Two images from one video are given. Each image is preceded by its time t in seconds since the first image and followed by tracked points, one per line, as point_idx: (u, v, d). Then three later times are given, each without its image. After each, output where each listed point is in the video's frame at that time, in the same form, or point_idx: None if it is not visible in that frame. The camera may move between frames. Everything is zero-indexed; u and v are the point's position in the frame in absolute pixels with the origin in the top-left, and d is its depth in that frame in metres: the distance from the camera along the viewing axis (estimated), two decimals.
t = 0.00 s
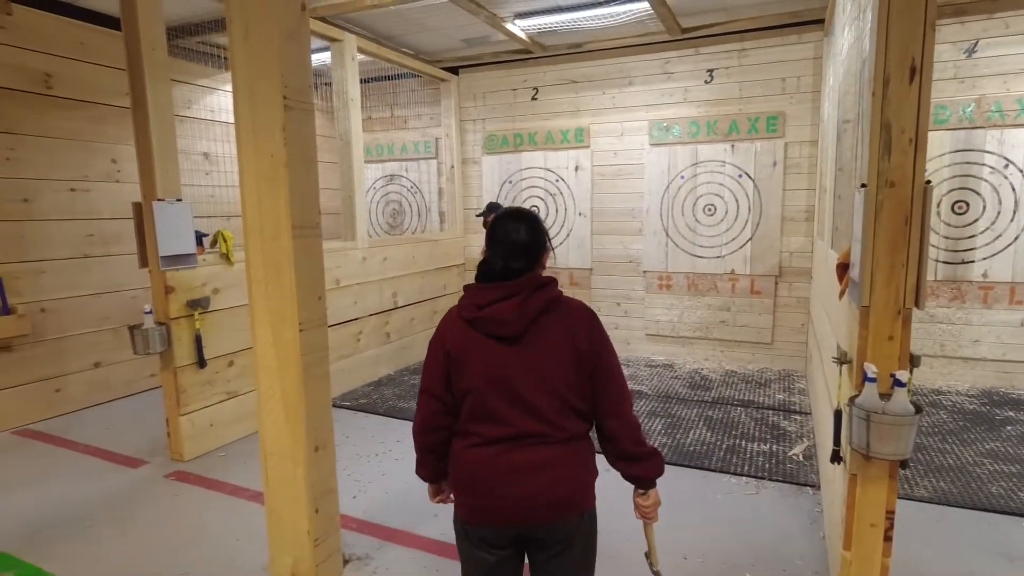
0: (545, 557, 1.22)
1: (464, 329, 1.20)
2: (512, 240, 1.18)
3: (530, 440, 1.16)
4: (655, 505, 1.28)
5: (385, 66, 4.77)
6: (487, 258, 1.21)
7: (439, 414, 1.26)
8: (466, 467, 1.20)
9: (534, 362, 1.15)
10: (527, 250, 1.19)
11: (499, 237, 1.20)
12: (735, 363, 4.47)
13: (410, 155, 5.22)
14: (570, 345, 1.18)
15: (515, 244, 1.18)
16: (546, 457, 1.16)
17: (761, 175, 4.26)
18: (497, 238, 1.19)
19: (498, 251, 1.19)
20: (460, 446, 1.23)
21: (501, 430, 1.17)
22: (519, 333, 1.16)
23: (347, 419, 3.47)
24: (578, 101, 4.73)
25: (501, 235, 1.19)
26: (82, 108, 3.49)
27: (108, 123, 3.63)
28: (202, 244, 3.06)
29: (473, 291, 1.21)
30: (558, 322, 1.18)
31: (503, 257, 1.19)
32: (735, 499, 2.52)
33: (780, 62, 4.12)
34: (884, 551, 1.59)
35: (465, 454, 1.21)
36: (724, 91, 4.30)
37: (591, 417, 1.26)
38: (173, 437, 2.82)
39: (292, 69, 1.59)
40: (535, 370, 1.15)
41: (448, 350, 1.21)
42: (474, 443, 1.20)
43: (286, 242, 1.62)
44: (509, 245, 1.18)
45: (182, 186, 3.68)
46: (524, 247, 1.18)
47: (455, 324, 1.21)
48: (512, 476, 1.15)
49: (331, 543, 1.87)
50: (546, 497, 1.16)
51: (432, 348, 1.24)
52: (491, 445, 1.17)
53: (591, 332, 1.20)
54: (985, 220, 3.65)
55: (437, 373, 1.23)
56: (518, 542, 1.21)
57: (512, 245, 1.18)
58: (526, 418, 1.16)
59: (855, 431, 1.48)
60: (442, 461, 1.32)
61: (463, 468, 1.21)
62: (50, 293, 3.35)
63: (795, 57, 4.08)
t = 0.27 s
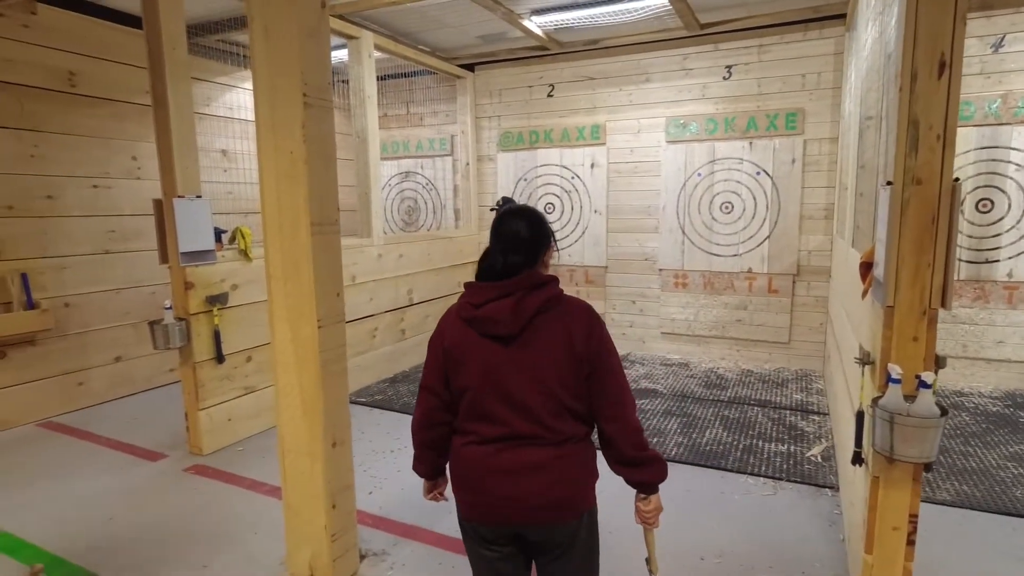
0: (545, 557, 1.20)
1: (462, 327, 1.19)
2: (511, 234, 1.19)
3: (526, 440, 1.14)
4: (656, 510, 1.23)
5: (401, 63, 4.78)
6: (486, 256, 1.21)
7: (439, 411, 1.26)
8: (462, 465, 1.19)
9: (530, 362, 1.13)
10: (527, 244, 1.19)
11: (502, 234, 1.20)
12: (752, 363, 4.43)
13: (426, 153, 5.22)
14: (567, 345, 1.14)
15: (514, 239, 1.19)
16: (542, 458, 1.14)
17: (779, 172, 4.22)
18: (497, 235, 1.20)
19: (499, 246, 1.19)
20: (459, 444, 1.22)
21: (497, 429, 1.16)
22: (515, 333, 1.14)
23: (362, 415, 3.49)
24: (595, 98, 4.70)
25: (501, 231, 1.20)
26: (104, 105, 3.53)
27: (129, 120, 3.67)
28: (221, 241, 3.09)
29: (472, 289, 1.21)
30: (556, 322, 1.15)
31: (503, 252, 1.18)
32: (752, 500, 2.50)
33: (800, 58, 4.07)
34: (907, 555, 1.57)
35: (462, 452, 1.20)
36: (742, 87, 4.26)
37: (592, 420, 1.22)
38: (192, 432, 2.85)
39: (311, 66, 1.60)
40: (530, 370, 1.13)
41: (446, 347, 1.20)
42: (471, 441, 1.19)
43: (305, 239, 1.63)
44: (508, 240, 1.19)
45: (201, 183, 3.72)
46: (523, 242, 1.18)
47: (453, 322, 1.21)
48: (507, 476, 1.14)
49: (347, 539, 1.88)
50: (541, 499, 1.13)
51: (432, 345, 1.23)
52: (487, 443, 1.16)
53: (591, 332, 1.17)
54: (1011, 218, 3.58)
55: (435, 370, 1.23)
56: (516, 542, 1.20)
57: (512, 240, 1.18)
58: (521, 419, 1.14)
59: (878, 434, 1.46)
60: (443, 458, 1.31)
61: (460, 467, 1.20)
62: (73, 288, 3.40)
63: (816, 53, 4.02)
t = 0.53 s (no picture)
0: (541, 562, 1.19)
1: (458, 325, 1.18)
2: (511, 231, 1.19)
3: (519, 441, 1.13)
4: (648, 521, 1.23)
5: (413, 60, 4.78)
6: (486, 254, 1.21)
7: (437, 410, 1.25)
8: (457, 465, 1.19)
9: (522, 361, 1.11)
10: (527, 241, 1.19)
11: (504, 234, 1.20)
12: (763, 362, 4.39)
13: (437, 150, 5.22)
14: (561, 345, 1.12)
15: (515, 237, 1.19)
16: (535, 460, 1.12)
17: (792, 170, 4.18)
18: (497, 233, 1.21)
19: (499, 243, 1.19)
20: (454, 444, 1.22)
21: (491, 430, 1.15)
22: (508, 331, 1.13)
23: (372, 412, 3.50)
24: (606, 95, 4.68)
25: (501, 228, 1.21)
26: (118, 103, 3.55)
27: (144, 117, 3.70)
28: (233, 238, 3.10)
29: (470, 287, 1.20)
30: (551, 321, 1.13)
31: (502, 249, 1.19)
32: (764, 501, 2.48)
33: (814, 55, 4.03)
34: (922, 560, 1.55)
35: (457, 452, 1.20)
36: (756, 84, 4.22)
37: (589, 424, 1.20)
38: (204, 427, 2.87)
39: (324, 64, 1.59)
40: (523, 370, 1.11)
41: (442, 346, 1.20)
42: (465, 441, 1.18)
43: (317, 237, 1.63)
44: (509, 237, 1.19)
45: (214, 180, 3.74)
46: (522, 239, 1.19)
47: (449, 320, 1.20)
48: (499, 477, 1.13)
49: (358, 536, 1.88)
50: (534, 502, 1.12)
51: (429, 343, 1.23)
52: (481, 444, 1.16)
53: (586, 332, 1.14)
54: None
55: (432, 369, 1.23)
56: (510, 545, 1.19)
57: (511, 237, 1.19)
58: (514, 419, 1.13)
59: (895, 437, 1.44)
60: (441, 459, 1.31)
61: (455, 467, 1.20)
62: (87, 284, 3.43)
63: (831, 50, 3.98)
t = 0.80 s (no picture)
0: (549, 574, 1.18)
1: (467, 331, 1.18)
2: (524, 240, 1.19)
3: (526, 450, 1.12)
4: (648, 535, 1.22)
5: (422, 66, 4.79)
6: (499, 262, 1.20)
7: (444, 418, 1.25)
8: (463, 474, 1.18)
9: (530, 368, 1.11)
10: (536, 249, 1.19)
11: (519, 241, 1.18)
12: (770, 371, 4.37)
13: (444, 155, 5.23)
14: (569, 352, 1.12)
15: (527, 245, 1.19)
16: (542, 469, 1.11)
17: (801, 178, 4.16)
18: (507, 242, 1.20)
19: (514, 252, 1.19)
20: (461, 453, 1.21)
21: (497, 438, 1.14)
22: (516, 337, 1.12)
23: (378, 417, 3.50)
24: (614, 102, 4.68)
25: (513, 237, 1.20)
26: (130, 107, 3.58)
27: (155, 121, 3.72)
28: (242, 242, 3.11)
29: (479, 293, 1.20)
30: (558, 327, 1.13)
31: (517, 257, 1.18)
32: (772, 512, 2.46)
33: (823, 63, 4.02)
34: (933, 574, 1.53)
35: (464, 461, 1.19)
36: (765, 92, 4.21)
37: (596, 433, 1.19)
38: (210, 431, 2.87)
39: (335, 71, 1.60)
40: (530, 377, 1.11)
41: (449, 352, 1.19)
42: (472, 450, 1.18)
43: (327, 243, 1.63)
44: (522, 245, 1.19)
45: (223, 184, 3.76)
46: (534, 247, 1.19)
47: (458, 326, 1.20)
48: (506, 486, 1.12)
49: (363, 542, 1.88)
50: (541, 512, 1.11)
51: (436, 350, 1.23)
52: (488, 452, 1.15)
53: (593, 339, 1.14)
54: None
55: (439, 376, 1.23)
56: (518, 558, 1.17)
57: (522, 246, 1.18)
58: (521, 427, 1.12)
59: (905, 450, 1.42)
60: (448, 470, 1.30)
61: (461, 476, 1.19)
62: (97, 286, 3.45)
63: (840, 58, 3.97)
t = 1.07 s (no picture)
0: None
1: (486, 340, 1.17)
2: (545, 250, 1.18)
3: (545, 464, 1.11)
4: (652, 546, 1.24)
5: (424, 73, 4.81)
6: (525, 274, 1.18)
7: (455, 430, 1.22)
8: (475, 488, 1.15)
9: (554, 380, 1.10)
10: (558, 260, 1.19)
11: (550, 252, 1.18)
12: (770, 381, 4.36)
13: (445, 162, 5.24)
14: (593, 365, 1.12)
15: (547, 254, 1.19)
16: (561, 485, 1.10)
17: (800, 189, 4.17)
18: (528, 252, 1.18)
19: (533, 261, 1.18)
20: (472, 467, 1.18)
21: (515, 451, 1.12)
22: (541, 347, 1.12)
23: (376, 424, 3.49)
24: (615, 110, 4.69)
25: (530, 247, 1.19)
26: (132, 111, 3.59)
27: (157, 125, 3.73)
28: (242, 246, 3.11)
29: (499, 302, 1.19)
30: (583, 340, 1.13)
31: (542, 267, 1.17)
32: (770, 523, 2.45)
33: (824, 74, 4.04)
34: None
35: (476, 475, 1.16)
36: (765, 103, 4.22)
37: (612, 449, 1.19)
38: (207, 435, 2.86)
39: (338, 77, 1.60)
40: (554, 389, 1.10)
41: (467, 360, 1.18)
42: (486, 463, 1.15)
43: (327, 248, 1.63)
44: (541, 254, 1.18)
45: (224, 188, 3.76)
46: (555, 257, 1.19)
47: (476, 335, 1.19)
48: (522, 501, 1.10)
49: (360, 550, 1.87)
50: (558, 529, 1.09)
51: (452, 359, 1.21)
52: (504, 465, 1.12)
53: (617, 353, 1.14)
54: None
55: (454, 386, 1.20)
56: None
57: (545, 256, 1.17)
58: (540, 440, 1.10)
59: (905, 462, 1.42)
60: (454, 486, 1.27)
61: (473, 491, 1.16)
62: (96, 289, 3.44)
63: (841, 70, 3.99)
